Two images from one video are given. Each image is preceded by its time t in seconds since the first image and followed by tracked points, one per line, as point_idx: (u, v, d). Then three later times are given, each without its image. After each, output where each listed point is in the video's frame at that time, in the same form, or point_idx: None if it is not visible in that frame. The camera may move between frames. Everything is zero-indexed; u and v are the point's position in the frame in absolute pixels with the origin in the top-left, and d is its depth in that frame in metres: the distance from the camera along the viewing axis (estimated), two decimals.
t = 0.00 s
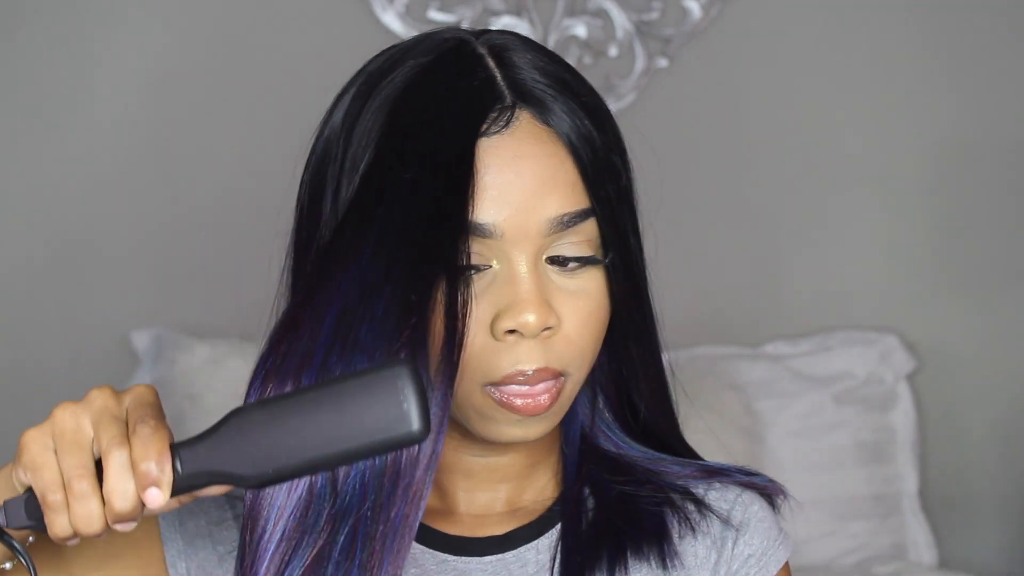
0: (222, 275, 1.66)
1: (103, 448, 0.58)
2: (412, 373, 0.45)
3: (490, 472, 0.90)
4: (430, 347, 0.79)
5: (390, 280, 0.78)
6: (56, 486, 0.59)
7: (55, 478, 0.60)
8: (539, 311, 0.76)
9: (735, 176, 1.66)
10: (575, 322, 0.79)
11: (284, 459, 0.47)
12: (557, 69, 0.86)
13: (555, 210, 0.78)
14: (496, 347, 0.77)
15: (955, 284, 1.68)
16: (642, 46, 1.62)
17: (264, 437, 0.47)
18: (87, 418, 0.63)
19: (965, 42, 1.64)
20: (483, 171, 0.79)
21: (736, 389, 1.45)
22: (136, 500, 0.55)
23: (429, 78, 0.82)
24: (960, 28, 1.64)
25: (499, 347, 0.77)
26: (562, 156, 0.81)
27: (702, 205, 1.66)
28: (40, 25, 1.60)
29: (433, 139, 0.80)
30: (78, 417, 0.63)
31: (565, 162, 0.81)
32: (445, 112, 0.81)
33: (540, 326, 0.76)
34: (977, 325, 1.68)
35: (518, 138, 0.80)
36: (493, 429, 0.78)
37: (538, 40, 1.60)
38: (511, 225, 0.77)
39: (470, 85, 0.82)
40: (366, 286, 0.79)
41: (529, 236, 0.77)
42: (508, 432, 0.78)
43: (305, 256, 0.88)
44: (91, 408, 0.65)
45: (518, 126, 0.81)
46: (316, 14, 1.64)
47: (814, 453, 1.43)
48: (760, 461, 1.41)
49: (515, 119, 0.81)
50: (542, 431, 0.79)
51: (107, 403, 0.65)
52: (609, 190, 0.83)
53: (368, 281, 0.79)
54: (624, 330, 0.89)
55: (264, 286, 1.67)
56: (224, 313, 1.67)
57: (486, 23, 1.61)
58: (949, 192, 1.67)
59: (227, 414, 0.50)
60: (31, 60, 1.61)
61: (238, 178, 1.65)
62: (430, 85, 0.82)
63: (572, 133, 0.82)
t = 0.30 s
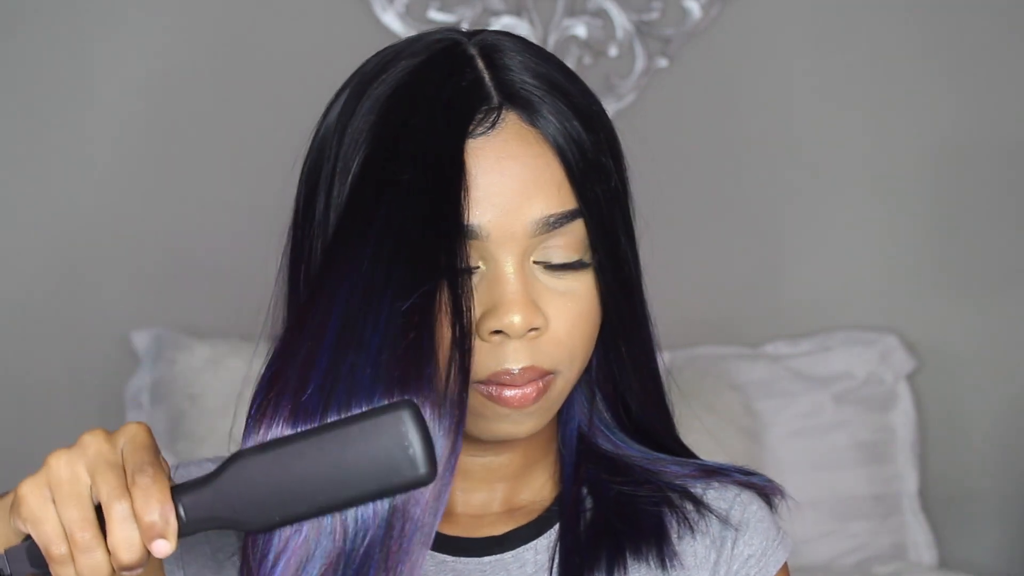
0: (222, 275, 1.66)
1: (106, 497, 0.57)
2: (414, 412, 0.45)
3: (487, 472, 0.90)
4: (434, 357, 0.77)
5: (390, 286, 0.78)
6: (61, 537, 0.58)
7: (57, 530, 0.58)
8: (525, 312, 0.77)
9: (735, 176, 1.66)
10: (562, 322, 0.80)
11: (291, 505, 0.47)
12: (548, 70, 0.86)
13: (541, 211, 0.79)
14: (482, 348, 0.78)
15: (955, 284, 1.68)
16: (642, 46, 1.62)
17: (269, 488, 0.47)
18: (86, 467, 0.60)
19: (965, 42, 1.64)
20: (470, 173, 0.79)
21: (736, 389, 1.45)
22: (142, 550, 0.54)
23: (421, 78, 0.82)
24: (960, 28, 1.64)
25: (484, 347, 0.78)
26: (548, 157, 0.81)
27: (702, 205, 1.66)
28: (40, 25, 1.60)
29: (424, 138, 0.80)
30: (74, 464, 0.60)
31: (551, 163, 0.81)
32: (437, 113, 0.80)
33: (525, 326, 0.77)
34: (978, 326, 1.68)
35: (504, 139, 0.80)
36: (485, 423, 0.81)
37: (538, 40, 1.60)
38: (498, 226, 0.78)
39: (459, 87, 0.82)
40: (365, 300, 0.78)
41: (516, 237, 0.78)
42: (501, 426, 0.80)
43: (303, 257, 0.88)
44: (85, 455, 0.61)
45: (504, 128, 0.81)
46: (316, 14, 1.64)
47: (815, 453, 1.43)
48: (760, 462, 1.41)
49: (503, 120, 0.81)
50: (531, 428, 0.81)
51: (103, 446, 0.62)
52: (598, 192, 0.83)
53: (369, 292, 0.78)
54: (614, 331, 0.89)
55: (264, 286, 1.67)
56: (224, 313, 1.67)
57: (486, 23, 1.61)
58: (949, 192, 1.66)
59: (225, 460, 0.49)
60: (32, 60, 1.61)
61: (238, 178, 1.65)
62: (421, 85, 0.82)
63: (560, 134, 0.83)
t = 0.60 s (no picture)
0: (222, 274, 1.66)
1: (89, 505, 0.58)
2: (395, 412, 0.45)
3: (481, 473, 0.90)
4: (422, 336, 0.74)
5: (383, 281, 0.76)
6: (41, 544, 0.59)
7: (38, 538, 0.59)
8: (516, 305, 0.78)
9: (735, 176, 1.66)
10: (554, 316, 0.80)
11: (275, 508, 0.47)
12: (543, 68, 0.87)
13: (533, 205, 0.80)
14: (472, 341, 0.77)
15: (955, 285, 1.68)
16: (642, 46, 1.62)
17: (254, 491, 0.47)
18: (65, 473, 0.61)
19: (966, 41, 1.64)
20: (463, 166, 0.79)
21: (736, 389, 1.44)
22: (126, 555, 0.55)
23: (416, 75, 0.82)
24: (960, 29, 1.64)
25: (474, 341, 0.77)
26: (540, 152, 0.82)
27: (701, 205, 1.66)
28: (41, 26, 1.60)
29: (418, 133, 0.79)
30: (53, 471, 0.61)
31: (544, 158, 0.82)
32: (430, 108, 0.81)
33: (517, 319, 0.77)
34: (978, 326, 1.68)
35: (497, 133, 0.81)
36: (476, 417, 0.80)
37: (538, 41, 1.60)
38: (490, 220, 0.78)
39: (453, 82, 0.82)
40: (351, 293, 0.75)
41: (508, 230, 0.78)
42: (493, 423, 0.80)
43: (296, 254, 0.88)
44: (63, 462, 0.62)
45: (496, 122, 0.81)
46: (316, 13, 1.64)
47: (815, 453, 1.43)
48: (760, 462, 1.41)
49: (496, 114, 0.82)
50: (524, 422, 0.81)
51: (81, 449, 0.63)
52: (591, 188, 0.85)
53: (356, 286, 0.76)
54: (608, 327, 0.89)
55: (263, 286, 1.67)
56: (223, 313, 1.67)
57: (486, 23, 1.61)
58: (949, 192, 1.66)
59: (208, 460, 0.49)
60: (32, 61, 1.61)
61: (237, 178, 1.65)
62: (416, 81, 0.82)
63: (552, 130, 0.83)
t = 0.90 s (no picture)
0: (222, 275, 1.66)
1: (82, 521, 0.60)
2: (389, 421, 0.47)
3: (490, 470, 0.90)
4: (419, 321, 0.74)
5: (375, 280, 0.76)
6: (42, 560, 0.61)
7: (39, 555, 0.61)
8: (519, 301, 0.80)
9: (735, 177, 1.66)
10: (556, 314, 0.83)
11: (270, 519, 0.49)
12: (552, 67, 0.92)
13: (538, 199, 0.84)
14: (474, 337, 0.78)
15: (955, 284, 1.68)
16: (642, 46, 1.62)
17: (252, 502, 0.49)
18: (57, 487, 0.63)
19: (966, 41, 1.64)
20: (470, 159, 0.82)
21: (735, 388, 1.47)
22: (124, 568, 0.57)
23: (427, 74, 0.87)
24: (960, 28, 1.64)
25: (475, 336, 0.77)
26: (545, 149, 0.86)
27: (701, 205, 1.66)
28: (40, 25, 1.60)
29: (424, 127, 0.83)
30: (44, 485, 0.63)
31: (548, 155, 0.86)
32: (439, 103, 0.85)
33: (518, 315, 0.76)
34: (978, 326, 1.68)
35: (503, 129, 0.84)
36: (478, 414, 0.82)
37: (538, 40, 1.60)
38: (495, 212, 0.82)
39: (462, 79, 0.87)
40: (346, 294, 0.76)
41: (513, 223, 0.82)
42: (493, 417, 0.83)
43: (307, 242, 0.92)
44: (57, 476, 0.64)
45: (502, 118, 0.85)
46: (315, 13, 1.63)
47: (814, 453, 1.43)
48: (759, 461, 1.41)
49: (502, 110, 0.86)
50: (524, 416, 0.85)
51: (73, 463, 0.65)
52: (595, 184, 0.89)
53: (349, 288, 0.76)
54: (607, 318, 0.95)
55: (264, 286, 1.67)
56: (224, 313, 1.67)
57: (486, 23, 1.61)
58: (949, 192, 1.66)
59: (205, 469, 0.51)
60: (32, 61, 1.61)
61: (238, 178, 1.65)
62: (425, 78, 0.87)
63: (558, 127, 0.88)
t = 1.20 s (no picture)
0: (223, 275, 1.66)
1: (82, 533, 0.61)
2: (380, 419, 0.51)
3: (489, 467, 0.92)
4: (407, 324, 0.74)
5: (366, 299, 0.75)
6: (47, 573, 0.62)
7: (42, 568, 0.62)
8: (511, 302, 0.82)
9: (735, 176, 1.66)
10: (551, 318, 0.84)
11: (269, 519, 0.52)
12: (562, 70, 0.91)
13: (534, 203, 0.84)
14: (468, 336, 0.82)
15: (954, 284, 1.68)
16: (642, 46, 1.62)
17: (253, 505, 0.52)
18: (53, 501, 0.62)
19: (967, 41, 1.64)
20: (466, 163, 0.84)
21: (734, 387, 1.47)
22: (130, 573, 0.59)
23: (432, 74, 0.89)
24: (961, 28, 1.64)
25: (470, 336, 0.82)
26: (543, 151, 0.86)
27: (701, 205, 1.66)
28: (40, 25, 1.60)
29: (429, 135, 0.85)
30: (41, 501, 0.62)
31: (547, 157, 0.86)
32: (441, 105, 0.87)
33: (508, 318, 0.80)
34: (978, 326, 1.68)
35: (500, 131, 0.85)
36: (469, 413, 0.85)
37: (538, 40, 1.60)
38: (488, 215, 0.83)
39: (465, 80, 0.88)
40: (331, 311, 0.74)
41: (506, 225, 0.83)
42: (486, 417, 0.85)
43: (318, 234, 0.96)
44: (47, 487, 0.63)
45: (501, 120, 0.86)
46: (315, 13, 1.63)
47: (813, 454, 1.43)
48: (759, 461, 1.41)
49: (502, 112, 0.86)
50: (520, 418, 0.86)
51: (65, 475, 0.63)
52: (596, 187, 0.88)
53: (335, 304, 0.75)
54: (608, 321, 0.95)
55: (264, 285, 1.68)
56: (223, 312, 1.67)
57: (486, 23, 1.61)
58: (950, 192, 1.66)
59: (199, 474, 0.54)
60: (32, 61, 1.61)
61: (238, 178, 1.65)
62: (432, 82, 0.88)
63: (562, 130, 0.88)
